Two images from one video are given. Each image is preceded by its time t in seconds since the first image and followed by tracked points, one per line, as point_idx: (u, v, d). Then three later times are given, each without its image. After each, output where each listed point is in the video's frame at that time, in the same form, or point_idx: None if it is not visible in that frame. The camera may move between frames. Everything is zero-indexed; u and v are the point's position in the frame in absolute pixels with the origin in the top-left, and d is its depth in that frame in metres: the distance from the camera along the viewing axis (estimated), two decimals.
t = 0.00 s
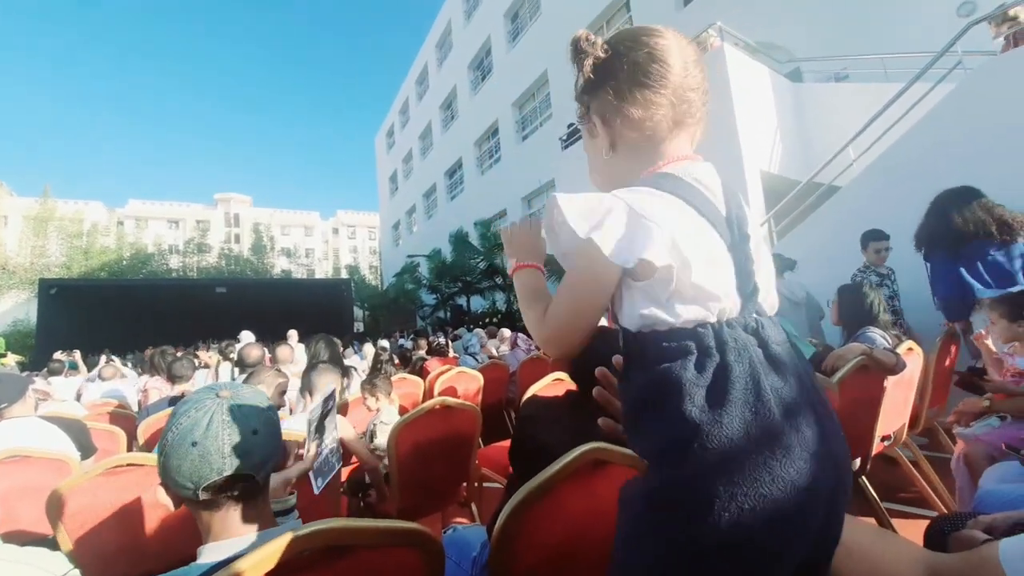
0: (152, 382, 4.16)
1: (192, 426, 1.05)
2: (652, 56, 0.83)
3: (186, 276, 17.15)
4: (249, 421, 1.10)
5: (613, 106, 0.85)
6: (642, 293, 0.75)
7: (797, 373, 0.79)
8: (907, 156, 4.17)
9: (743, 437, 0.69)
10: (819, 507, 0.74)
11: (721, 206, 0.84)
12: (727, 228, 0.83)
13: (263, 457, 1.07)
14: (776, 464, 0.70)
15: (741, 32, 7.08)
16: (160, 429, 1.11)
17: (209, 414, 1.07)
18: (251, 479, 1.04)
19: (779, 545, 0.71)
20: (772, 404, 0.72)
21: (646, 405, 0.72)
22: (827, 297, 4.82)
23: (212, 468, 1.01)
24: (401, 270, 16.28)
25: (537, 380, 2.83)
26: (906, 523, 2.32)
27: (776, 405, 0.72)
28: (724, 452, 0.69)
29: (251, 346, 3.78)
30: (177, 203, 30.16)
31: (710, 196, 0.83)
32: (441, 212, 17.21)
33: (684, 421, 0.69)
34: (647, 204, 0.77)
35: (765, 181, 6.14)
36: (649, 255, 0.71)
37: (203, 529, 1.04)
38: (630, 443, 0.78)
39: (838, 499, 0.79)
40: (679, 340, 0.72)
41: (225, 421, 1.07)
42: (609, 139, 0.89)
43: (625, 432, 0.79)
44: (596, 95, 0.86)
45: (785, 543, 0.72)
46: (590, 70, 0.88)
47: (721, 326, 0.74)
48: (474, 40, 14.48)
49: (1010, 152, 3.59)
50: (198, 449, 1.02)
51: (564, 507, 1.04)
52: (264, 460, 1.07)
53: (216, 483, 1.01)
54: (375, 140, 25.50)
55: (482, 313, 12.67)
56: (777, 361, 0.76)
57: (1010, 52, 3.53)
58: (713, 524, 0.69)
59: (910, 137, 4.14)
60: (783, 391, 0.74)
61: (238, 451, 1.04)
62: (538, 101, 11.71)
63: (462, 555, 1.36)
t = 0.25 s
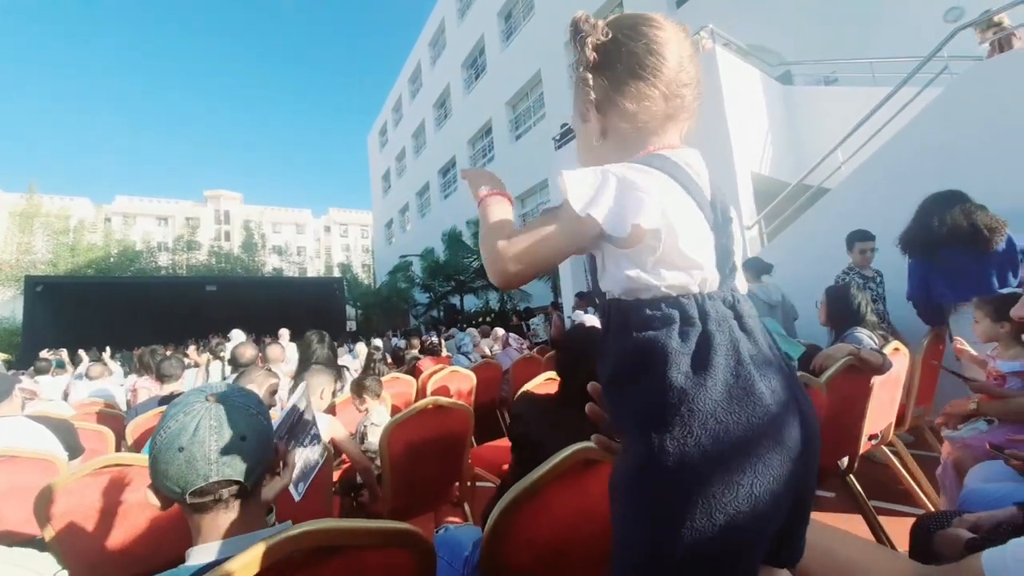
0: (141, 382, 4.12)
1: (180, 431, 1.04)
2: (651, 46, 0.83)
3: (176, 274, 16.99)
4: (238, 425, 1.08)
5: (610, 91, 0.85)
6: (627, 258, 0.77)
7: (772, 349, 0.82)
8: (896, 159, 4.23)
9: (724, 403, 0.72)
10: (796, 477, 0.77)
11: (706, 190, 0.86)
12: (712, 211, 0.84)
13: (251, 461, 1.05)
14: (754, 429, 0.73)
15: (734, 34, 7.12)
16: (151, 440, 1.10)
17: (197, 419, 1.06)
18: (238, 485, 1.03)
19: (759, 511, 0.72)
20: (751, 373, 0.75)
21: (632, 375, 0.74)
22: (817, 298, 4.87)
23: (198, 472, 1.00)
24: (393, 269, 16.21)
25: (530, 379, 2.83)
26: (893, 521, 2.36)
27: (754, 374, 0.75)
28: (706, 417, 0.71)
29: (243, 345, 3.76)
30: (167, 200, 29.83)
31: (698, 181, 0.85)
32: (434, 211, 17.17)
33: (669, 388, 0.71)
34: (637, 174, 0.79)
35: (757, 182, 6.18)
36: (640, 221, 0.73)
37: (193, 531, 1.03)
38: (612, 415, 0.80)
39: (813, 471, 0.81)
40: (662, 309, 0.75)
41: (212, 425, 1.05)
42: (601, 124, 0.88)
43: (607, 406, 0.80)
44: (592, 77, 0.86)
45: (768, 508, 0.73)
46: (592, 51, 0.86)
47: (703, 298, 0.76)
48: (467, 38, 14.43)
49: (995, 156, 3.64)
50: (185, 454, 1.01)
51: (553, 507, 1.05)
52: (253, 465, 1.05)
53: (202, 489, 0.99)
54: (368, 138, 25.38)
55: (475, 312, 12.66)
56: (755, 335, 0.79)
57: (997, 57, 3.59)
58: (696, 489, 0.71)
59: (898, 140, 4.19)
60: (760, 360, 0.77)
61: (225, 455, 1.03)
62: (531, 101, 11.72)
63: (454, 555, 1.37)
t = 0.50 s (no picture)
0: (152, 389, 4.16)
1: (188, 436, 1.06)
2: (637, 97, 0.84)
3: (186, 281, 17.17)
4: (244, 432, 1.08)
5: (600, 144, 0.87)
6: (637, 335, 0.77)
7: (791, 404, 0.81)
8: (903, 160, 4.20)
9: (731, 467, 0.72)
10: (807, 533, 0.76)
11: (711, 236, 0.85)
12: (719, 256, 0.83)
13: (254, 469, 1.05)
14: (767, 492, 0.73)
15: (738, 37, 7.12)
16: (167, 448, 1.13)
17: (203, 426, 1.07)
18: (243, 492, 1.02)
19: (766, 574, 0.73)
20: (763, 435, 0.75)
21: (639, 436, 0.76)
22: (826, 300, 4.83)
23: (202, 478, 1.00)
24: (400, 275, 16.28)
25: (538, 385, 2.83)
26: (906, 526, 2.33)
27: (766, 435, 0.75)
28: (713, 484, 0.72)
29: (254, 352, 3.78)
30: (176, 208, 30.17)
31: (702, 229, 0.85)
32: (440, 217, 17.24)
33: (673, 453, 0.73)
34: (638, 239, 0.78)
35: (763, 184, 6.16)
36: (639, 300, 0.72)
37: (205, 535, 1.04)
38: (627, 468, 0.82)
39: (829, 524, 0.81)
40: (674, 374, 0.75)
41: (218, 432, 1.06)
42: (597, 174, 0.90)
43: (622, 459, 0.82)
44: (585, 132, 0.88)
45: (774, 564, 0.74)
46: (579, 107, 0.89)
47: (715, 359, 0.77)
48: (472, 45, 14.54)
49: (1004, 155, 3.61)
50: (191, 459, 1.02)
51: (560, 515, 1.05)
52: (257, 473, 1.05)
53: (206, 494, 1.00)
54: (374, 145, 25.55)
55: (482, 317, 12.68)
56: (770, 392, 0.79)
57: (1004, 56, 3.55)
58: (704, 552, 0.72)
59: (906, 140, 4.16)
60: (774, 422, 0.76)
61: (228, 462, 1.02)
62: (536, 106, 11.76)
63: (463, 560, 1.37)
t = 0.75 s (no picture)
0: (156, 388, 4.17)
1: (192, 431, 1.07)
2: (661, 67, 0.85)
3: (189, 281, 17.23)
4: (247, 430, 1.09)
5: (620, 109, 0.85)
6: (631, 290, 0.78)
7: (776, 373, 0.80)
8: (907, 163, 4.19)
9: (720, 430, 0.71)
10: (796, 501, 0.74)
11: (711, 210, 0.85)
12: (716, 232, 0.83)
13: (257, 465, 1.05)
14: (752, 454, 0.71)
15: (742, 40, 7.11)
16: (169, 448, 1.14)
17: (206, 422, 1.08)
18: (245, 489, 1.03)
19: (755, 540, 0.71)
20: (749, 396, 0.73)
21: (627, 401, 0.75)
22: (829, 303, 4.81)
23: (204, 474, 1.01)
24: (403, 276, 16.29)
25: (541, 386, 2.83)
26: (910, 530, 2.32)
27: (753, 402, 0.73)
28: (697, 443, 0.70)
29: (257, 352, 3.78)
30: (180, 208, 30.26)
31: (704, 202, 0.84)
32: (443, 218, 17.25)
33: (660, 415, 0.72)
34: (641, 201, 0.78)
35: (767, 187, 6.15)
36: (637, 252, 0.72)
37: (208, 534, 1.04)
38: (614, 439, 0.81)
39: (819, 494, 0.78)
40: (661, 338, 0.75)
41: (221, 428, 1.07)
42: (612, 140, 0.89)
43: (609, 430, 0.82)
44: (604, 92, 0.86)
45: (767, 533, 0.71)
46: (608, 65, 0.87)
47: (700, 326, 0.76)
48: (475, 47, 14.57)
49: (1008, 159, 3.59)
50: (194, 453, 1.03)
51: (563, 516, 1.05)
52: (260, 471, 1.05)
53: (208, 490, 1.00)
54: (378, 146, 25.60)
55: (484, 318, 12.68)
56: (755, 359, 0.77)
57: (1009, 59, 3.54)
58: (691, 518, 0.70)
59: (910, 143, 4.15)
60: (760, 387, 0.75)
61: (230, 458, 1.03)
62: (540, 108, 11.78)
63: (465, 560, 1.37)
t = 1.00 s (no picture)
0: (148, 382, 4.15)
1: (163, 434, 1.07)
2: (654, 78, 0.84)
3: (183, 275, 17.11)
4: (216, 429, 1.06)
5: (619, 121, 0.85)
6: (635, 284, 0.78)
7: (781, 368, 0.81)
8: (901, 163, 4.21)
9: (730, 417, 0.71)
10: (803, 493, 0.75)
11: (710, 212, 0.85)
12: (717, 231, 0.83)
13: (228, 462, 1.02)
14: (764, 443, 0.72)
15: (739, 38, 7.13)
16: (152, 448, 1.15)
17: (176, 425, 1.07)
18: (222, 488, 1.01)
19: (765, 530, 0.71)
20: (758, 387, 0.74)
21: (639, 387, 0.74)
22: (824, 301, 4.84)
23: (175, 477, 1.00)
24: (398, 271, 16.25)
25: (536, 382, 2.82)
26: (901, 527, 2.33)
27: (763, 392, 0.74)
28: (709, 430, 0.71)
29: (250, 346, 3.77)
30: (173, 202, 30.00)
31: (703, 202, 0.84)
32: (439, 214, 17.20)
33: (673, 400, 0.71)
34: (644, 200, 0.78)
35: (763, 185, 6.17)
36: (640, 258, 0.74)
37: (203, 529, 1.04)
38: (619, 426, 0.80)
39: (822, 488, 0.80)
40: (670, 329, 0.75)
41: (189, 429, 1.06)
42: (610, 150, 0.88)
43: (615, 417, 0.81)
44: (601, 106, 0.86)
45: (769, 524, 0.71)
46: (601, 81, 0.86)
47: (711, 318, 0.76)
48: (473, 42, 14.50)
49: (1001, 160, 3.62)
50: (165, 456, 1.03)
51: (558, 511, 1.05)
52: (234, 468, 1.02)
53: (184, 492, 1.00)
54: (374, 140, 25.46)
55: (480, 314, 12.67)
56: (763, 353, 0.78)
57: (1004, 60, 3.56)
58: (695, 499, 0.70)
59: (905, 143, 4.17)
60: (767, 380, 0.76)
61: (197, 458, 1.01)
62: (537, 104, 11.74)
63: (458, 556, 1.37)
